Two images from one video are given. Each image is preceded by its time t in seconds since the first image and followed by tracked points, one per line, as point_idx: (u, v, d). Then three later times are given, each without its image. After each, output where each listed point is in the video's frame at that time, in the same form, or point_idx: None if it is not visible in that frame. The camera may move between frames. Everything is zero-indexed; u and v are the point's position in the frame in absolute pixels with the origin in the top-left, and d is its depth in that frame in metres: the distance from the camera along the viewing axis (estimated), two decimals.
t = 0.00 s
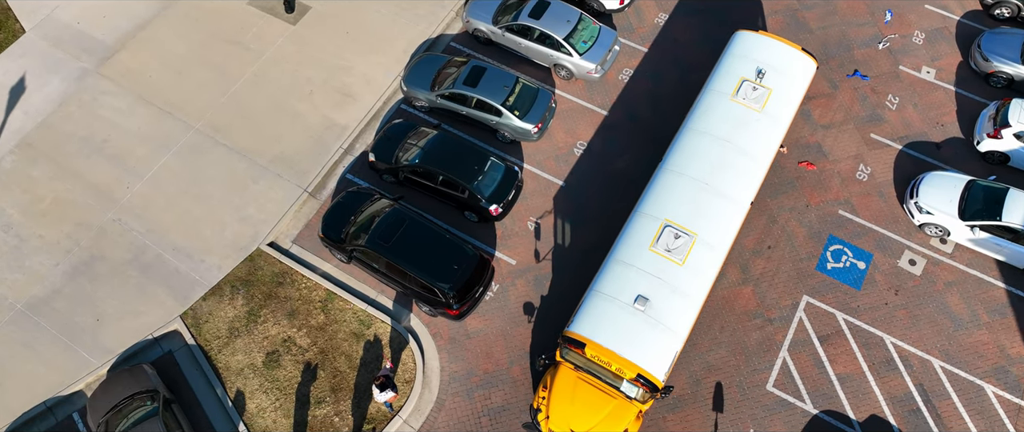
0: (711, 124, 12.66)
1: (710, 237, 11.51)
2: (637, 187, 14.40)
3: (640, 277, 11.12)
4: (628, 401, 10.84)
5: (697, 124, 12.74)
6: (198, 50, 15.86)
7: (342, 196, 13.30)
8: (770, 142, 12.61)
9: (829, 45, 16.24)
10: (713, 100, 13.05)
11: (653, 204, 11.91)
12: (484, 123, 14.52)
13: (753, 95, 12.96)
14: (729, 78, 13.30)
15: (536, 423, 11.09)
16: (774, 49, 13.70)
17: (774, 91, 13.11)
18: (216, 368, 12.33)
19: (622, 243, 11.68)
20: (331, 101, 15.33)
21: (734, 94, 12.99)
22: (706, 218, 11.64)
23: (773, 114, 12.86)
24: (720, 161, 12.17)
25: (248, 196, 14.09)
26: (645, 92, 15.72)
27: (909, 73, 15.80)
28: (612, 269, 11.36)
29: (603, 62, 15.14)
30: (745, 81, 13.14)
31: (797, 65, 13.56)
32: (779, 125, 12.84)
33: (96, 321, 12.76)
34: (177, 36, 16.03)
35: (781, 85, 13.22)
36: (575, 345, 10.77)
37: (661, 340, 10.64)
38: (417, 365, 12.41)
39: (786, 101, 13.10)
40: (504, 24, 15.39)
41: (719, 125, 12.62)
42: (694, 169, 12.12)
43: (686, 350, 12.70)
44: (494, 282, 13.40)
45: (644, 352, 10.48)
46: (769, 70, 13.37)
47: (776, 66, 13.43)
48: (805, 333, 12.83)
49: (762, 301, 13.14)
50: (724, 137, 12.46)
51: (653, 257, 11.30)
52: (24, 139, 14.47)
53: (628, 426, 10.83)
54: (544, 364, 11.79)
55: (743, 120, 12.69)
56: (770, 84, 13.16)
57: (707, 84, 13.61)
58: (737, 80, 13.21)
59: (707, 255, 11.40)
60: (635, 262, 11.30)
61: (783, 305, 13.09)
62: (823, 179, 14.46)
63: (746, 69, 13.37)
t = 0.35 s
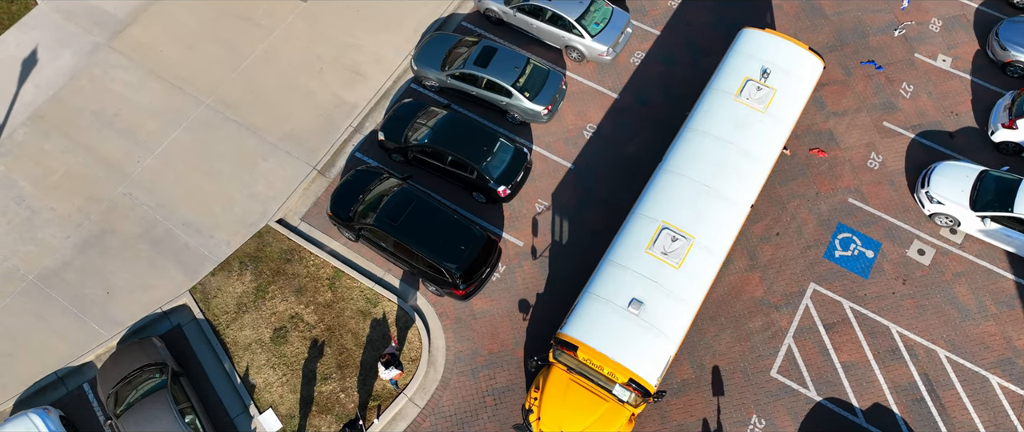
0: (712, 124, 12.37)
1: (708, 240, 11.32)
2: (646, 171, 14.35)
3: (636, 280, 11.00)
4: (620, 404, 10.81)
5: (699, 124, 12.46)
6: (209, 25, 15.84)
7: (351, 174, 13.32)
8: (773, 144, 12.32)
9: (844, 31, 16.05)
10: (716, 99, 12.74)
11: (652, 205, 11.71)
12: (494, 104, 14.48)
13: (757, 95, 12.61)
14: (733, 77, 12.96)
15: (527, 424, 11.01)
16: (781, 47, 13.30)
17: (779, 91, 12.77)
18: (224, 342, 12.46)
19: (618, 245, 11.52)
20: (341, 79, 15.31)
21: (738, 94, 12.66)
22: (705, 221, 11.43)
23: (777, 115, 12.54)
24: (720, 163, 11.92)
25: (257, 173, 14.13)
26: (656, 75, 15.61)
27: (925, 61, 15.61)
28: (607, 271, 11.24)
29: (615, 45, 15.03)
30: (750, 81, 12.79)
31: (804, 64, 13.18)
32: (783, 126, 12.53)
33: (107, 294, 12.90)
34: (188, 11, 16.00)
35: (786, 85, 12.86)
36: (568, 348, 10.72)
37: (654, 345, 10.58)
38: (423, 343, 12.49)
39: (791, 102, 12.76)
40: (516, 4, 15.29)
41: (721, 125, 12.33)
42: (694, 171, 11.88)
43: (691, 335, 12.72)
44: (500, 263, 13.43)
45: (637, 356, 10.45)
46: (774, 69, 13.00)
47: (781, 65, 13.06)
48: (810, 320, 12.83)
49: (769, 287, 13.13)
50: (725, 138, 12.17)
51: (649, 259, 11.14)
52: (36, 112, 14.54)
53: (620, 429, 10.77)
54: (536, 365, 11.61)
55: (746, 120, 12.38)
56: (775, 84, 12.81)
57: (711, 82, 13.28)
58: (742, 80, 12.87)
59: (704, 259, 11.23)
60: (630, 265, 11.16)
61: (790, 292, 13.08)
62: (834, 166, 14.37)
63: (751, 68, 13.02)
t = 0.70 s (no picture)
0: (714, 125, 12.18)
1: (706, 244, 11.15)
2: (655, 158, 14.31)
3: (631, 283, 10.85)
4: (613, 407, 10.61)
5: (700, 125, 12.27)
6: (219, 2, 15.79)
7: (360, 155, 13.34)
8: (775, 147, 12.10)
9: (859, 20, 15.87)
10: (719, 100, 12.53)
11: (650, 207, 11.55)
12: (504, 87, 14.43)
13: (761, 96, 12.39)
14: (737, 77, 12.75)
15: (518, 424, 10.88)
16: (786, 48, 13.04)
17: (784, 93, 12.53)
18: (232, 319, 12.56)
19: (615, 246, 11.38)
20: (351, 59, 15.27)
21: (742, 95, 12.44)
22: (703, 224, 11.26)
23: (781, 117, 12.31)
24: (721, 166, 11.72)
25: (267, 152, 14.16)
26: (668, 61, 15.51)
27: (940, 51, 15.44)
28: (603, 273, 11.10)
29: (627, 29, 14.92)
30: (754, 81, 12.57)
31: (810, 65, 12.92)
32: (786, 128, 12.30)
33: (116, 269, 13.01)
34: None
35: (791, 86, 12.62)
36: (561, 350, 10.56)
37: (648, 350, 10.42)
38: (428, 325, 12.57)
39: (795, 104, 12.52)
40: None
41: (723, 127, 12.12)
42: (694, 173, 11.70)
43: (696, 322, 12.73)
44: (507, 246, 13.45)
45: (630, 361, 10.29)
46: (780, 70, 12.76)
47: (787, 66, 12.81)
48: (816, 310, 12.82)
49: (776, 276, 13.11)
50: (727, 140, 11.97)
51: (645, 262, 10.99)
52: (48, 87, 14.60)
53: None
54: (529, 366, 11.65)
55: (748, 122, 12.16)
56: (780, 85, 12.57)
57: (714, 83, 13.07)
58: (746, 80, 12.64)
59: (702, 263, 11.06)
60: (626, 267, 11.02)
61: (796, 282, 13.06)
62: (844, 156, 14.27)
63: (755, 69, 12.79)
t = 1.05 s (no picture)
0: (716, 128, 11.82)
1: (703, 249, 10.90)
2: (666, 143, 14.25)
3: (625, 287, 10.67)
4: (603, 410, 10.62)
5: (702, 127, 11.92)
6: None
7: (371, 133, 13.34)
8: (779, 152, 11.71)
9: (878, 8, 15.66)
10: (722, 102, 12.14)
11: (647, 211, 11.30)
12: (517, 68, 14.36)
13: (765, 99, 11.96)
14: (742, 78, 12.33)
15: (509, 425, 10.92)
16: (795, 48, 12.52)
17: (790, 96, 12.07)
18: (241, 294, 12.67)
19: (611, 249, 11.17)
20: (363, 37, 15.21)
21: (746, 97, 12.04)
22: (701, 230, 10.99)
23: (786, 121, 11.89)
24: (721, 170, 11.41)
25: (278, 128, 14.18)
26: (682, 46, 15.38)
27: (959, 42, 15.23)
28: (596, 276, 10.92)
29: (642, 13, 14.78)
30: (759, 83, 12.14)
31: (818, 67, 12.39)
32: (791, 132, 11.87)
33: (127, 241, 13.11)
34: None
35: (797, 89, 12.15)
36: (552, 353, 10.47)
37: (640, 355, 10.25)
38: (435, 305, 12.64)
39: (801, 107, 12.07)
40: None
41: (725, 130, 11.76)
42: (694, 176, 11.40)
43: (702, 308, 12.74)
44: (516, 228, 13.47)
45: (621, 366, 10.13)
46: (787, 71, 12.29)
47: (794, 67, 12.33)
48: (823, 300, 12.80)
49: (784, 265, 13.08)
50: (728, 143, 11.62)
51: (640, 267, 10.79)
52: (62, 58, 14.64)
53: None
54: (521, 367, 11.66)
55: (751, 126, 11.77)
56: (786, 88, 12.11)
57: (719, 82, 12.66)
58: (751, 82, 12.22)
59: (698, 269, 10.81)
60: (621, 271, 10.82)
61: (804, 271, 13.04)
62: (858, 146, 14.16)
63: (761, 70, 12.34)
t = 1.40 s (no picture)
0: (716, 130, 11.64)
1: (699, 253, 10.79)
2: (676, 130, 14.19)
3: (618, 290, 10.56)
4: (593, 413, 10.56)
5: (701, 128, 11.75)
6: None
7: (379, 114, 13.33)
8: (779, 157, 11.55)
9: None
10: (723, 103, 11.95)
11: (644, 213, 11.17)
12: (527, 51, 14.29)
13: (767, 102, 11.77)
14: (744, 79, 12.13)
15: (499, 425, 10.91)
16: (799, 50, 12.32)
17: (792, 99, 11.89)
18: (248, 271, 12.74)
19: (605, 251, 11.05)
20: (373, 17, 15.14)
21: (747, 99, 11.85)
22: (697, 234, 10.87)
23: (786, 125, 11.71)
24: (719, 173, 11.25)
25: (286, 107, 14.18)
26: (694, 32, 15.25)
27: (975, 33, 15.05)
28: (590, 278, 10.81)
29: None
30: (761, 85, 11.94)
31: (822, 69, 12.21)
32: (791, 136, 11.71)
33: (136, 217, 13.19)
34: None
35: (800, 92, 11.96)
36: (542, 355, 10.40)
37: (631, 359, 10.17)
38: (440, 286, 12.69)
39: (803, 111, 11.89)
40: None
41: (724, 132, 11.59)
42: (692, 179, 11.25)
43: (707, 296, 12.75)
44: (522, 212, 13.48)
45: (612, 370, 10.06)
46: (789, 73, 12.09)
47: (797, 69, 12.14)
48: (829, 290, 12.79)
49: (790, 254, 13.06)
50: (728, 146, 11.46)
51: (634, 270, 10.68)
52: (72, 33, 14.64)
53: None
54: (511, 368, 11.71)
55: (751, 129, 11.60)
56: (788, 90, 11.92)
57: (720, 83, 12.46)
58: (753, 83, 12.02)
59: (693, 274, 10.71)
60: (615, 274, 10.71)
61: (810, 260, 13.01)
62: (868, 136, 14.07)
63: (764, 71, 12.14)
